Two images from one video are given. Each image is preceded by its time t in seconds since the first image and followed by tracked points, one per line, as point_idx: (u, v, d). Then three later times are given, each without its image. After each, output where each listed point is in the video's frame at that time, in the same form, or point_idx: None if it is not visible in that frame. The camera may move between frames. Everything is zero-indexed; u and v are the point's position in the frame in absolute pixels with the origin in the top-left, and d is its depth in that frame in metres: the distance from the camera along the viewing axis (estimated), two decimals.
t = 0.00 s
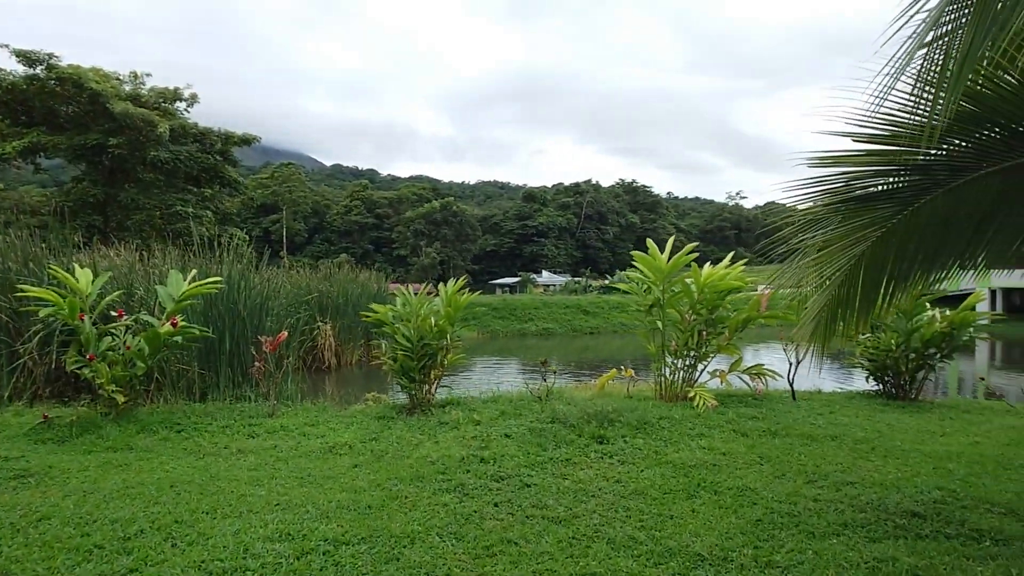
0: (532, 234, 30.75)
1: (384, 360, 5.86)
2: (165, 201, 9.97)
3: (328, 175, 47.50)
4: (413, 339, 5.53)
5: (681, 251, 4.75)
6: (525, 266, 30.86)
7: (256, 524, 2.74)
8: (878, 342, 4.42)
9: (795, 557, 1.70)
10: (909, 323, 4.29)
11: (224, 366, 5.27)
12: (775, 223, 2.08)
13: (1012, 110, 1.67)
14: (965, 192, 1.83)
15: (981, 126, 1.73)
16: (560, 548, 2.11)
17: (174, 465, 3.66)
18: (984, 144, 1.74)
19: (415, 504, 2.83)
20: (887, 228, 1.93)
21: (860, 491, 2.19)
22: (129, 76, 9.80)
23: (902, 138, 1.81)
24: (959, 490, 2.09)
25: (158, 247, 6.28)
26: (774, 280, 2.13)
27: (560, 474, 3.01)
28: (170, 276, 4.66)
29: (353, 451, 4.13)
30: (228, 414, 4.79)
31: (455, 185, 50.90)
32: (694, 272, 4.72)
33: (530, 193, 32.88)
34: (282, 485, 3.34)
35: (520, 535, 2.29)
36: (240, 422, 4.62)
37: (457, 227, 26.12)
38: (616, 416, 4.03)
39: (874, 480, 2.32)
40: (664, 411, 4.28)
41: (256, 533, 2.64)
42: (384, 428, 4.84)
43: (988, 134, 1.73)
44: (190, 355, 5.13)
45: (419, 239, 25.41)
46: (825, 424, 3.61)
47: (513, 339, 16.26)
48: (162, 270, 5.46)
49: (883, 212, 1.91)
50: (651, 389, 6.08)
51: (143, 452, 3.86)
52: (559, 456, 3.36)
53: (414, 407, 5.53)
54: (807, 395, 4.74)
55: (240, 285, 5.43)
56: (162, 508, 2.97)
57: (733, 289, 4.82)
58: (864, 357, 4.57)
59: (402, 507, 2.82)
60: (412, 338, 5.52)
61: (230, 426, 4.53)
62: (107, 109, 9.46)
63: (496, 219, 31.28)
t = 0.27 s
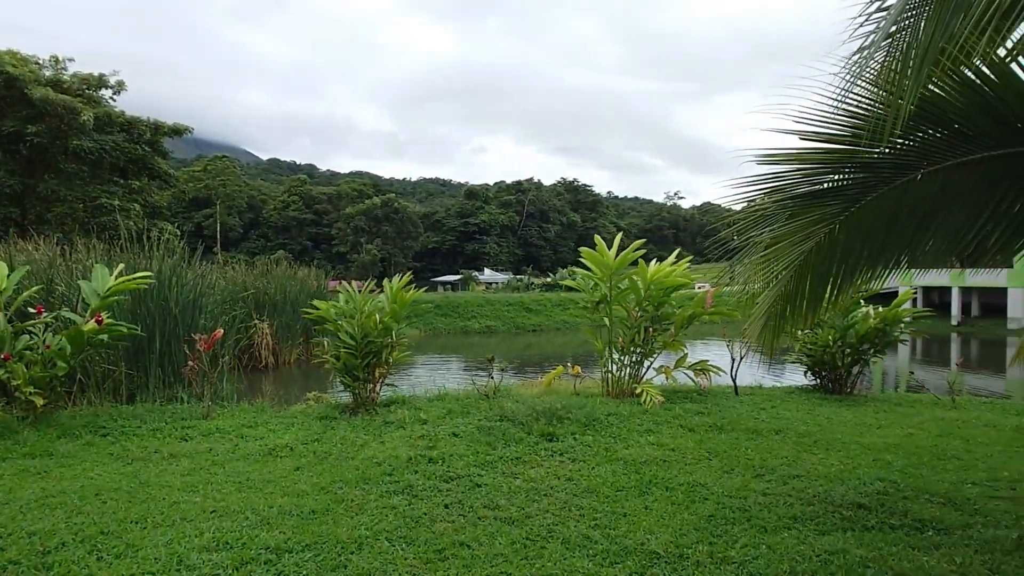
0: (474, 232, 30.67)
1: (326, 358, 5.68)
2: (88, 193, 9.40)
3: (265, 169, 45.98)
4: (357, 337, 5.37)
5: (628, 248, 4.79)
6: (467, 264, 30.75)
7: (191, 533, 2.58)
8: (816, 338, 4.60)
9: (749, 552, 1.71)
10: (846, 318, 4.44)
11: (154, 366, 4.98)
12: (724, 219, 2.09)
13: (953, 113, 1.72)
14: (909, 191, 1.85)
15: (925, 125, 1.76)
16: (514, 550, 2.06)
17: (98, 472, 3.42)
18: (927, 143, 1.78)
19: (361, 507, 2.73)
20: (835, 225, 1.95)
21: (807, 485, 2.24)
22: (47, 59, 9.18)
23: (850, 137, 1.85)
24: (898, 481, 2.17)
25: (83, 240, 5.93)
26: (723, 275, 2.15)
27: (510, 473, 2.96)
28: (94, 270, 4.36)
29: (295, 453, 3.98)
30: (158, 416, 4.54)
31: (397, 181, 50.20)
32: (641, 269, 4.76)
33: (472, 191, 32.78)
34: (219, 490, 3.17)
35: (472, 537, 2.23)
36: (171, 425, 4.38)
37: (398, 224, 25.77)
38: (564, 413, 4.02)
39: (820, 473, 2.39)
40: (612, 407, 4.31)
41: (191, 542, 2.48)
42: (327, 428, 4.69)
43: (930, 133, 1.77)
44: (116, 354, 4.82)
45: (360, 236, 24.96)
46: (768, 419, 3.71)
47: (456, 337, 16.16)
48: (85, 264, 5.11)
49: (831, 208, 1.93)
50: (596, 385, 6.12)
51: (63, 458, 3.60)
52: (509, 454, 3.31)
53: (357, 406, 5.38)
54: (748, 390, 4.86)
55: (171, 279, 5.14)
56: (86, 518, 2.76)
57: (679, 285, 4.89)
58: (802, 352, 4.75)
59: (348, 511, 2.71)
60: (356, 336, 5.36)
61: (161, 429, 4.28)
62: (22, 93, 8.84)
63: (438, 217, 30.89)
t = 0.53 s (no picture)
0: (415, 231, 30.30)
1: (264, 360, 5.45)
2: None
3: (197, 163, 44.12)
4: (297, 338, 5.16)
5: (576, 247, 4.77)
6: (409, 264, 30.37)
7: (112, 551, 2.37)
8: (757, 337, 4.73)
9: (703, 555, 1.69)
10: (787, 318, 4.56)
11: (77, 369, 4.66)
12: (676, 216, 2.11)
13: (899, 115, 1.73)
14: (856, 192, 1.86)
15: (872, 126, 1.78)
16: (465, 559, 1.97)
17: (8, 486, 3.14)
18: (873, 144, 1.80)
19: (302, 517, 2.59)
20: (784, 225, 1.97)
21: (755, 484, 2.26)
22: None
23: (799, 137, 1.87)
24: (841, 479, 2.22)
25: None
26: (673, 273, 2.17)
27: (459, 477, 2.88)
28: (7, 267, 4.03)
29: (230, 460, 3.77)
30: (79, 423, 4.22)
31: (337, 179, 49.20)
32: (589, 269, 4.76)
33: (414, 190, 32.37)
34: (146, 503, 2.96)
35: (421, 546, 2.13)
36: (93, 432, 4.10)
37: (338, 223, 25.18)
38: (512, 415, 3.97)
39: (767, 472, 2.42)
40: (560, 408, 4.28)
41: (112, 562, 2.28)
42: (265, 434, 4.48)
43: (876, 135, 1.78)
44: (33, 357, 4.49)
45: (299, 235, 24.27)
46: (713, 418, 3.76)
47: (398, 338, 15.90)
48: None
49: (781, 208, 1.96)
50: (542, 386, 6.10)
51: None
52: (457, 457, 3.22)
53: (297, 410, 5.18)
54: (693, 390, 4.94)
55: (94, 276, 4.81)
56: None
57: (626, 285, 4.92)
58: (744, 351, 4.87)
59: (288, 521, 2.57)
60: (296, 337, 5.15)
61: (81, 438, 3.99)
62: None
63: (380, 216, 30.37)
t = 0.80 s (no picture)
0: (363, 230, 29.79)
1: (205, 363, 5.20)
2: None
3: (131, 157, 42.19)
4: (240, 341, 4.94)
5: (529, 246, 4.72)
6: (356, 263, 29.85)
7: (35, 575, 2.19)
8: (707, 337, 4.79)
9: (664, 560, 1.67)
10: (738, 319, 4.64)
11: None
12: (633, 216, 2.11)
13: (851, 116, 1.75)
14: (811, 193, 1.88)
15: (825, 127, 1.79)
16: (420, 570, 1.90)
17: None
18: (826, 145, 1.81)
19: (246, 531, 2.46)
20: (740, 226, 1.98)
21: (711, 484, 2.27)
22: None
23: (754, 137, 1.87)
24: (794, 479, 2.25)
25: None
26: (630, 274, 2.17)
27: (413, 483, 2.79)
28: None
29: (167, 471, 3.57)
30: None
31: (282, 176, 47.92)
32: (542, 268, 4.72)
33: (362, 188, 31.83)
34: (74, 519, 2.76)
35: (373, 557, 2.05)
36: (16, 443, 3.82)
37: (282, 221, 24.49)
38: (466, 417, 3.90)
39: (722, 472, 2.44)
40: (514, 410, 4.24)
41: None
42: (206, 442, 4.27)
43: (830, 137, 1.80)
44: None
45: (241, 233, 23.50)
46: (666, 418, 3.79)
47: (345, 338, 15.58)
48: None
49: (738, 208, 1.96)
50: (495, 387, 6.05)
51: None
52: (409, 463, 3.13)
53: (241, 416, 4.97)
54: (644, 389, 4.97)
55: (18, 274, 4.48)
56: None
57: (579, 285, 4.91)
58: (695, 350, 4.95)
59: (231, 535, 2.43)
60: (239, 339, 4.93)
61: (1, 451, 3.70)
62: None
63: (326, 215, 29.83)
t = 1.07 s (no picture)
0: (317, 228, 29.22)
1: (152, 365, 4.98)
2: None
3: (71, 149, 40.46)
4: (190, 341, 4.74)
5: (490, 244, 4.65)
6: (310, 262, 29.27)
7: None
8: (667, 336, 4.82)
9: (634, 562, 1.66)
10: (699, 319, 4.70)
11: None
12: (599, 214, 2.09)
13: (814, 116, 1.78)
14: (777, 192, 1.89)
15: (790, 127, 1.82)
16: None
17: None
18: (792, 144, 1.83)
19: (198, 541, 2.34)
20: (707, 225, 1.98)
21: (677, 484, 2.27)
22: None
23: (721, 135, 1.88)
24: (757, 477, 2.28)
25: None
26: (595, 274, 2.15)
27: (373, 488, 2.72)
28: None
29: (112, 479, 3.39)
30: None
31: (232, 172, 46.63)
32: (504, 267, 4.67)
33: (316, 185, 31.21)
34: (8, 533, 2.59)
35: (334, 565, 1.97)
36: None
37: (233, 218, 23.81)
38: (427, 419, 3.83)
39: (686, 472, 2.45)
40: (476, 410, 4.18)
41: None
42: (153, 447, 4.09)
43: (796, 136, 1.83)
44: None
45: (190, 230, 22.73)
46: (629, 417, 3.80)
47: (298, 338, 15.24)
48: None
49: (704, 207, 1.97)
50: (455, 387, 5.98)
51: None
52: (369, 466, 3.04)
53: (191, 419, 4.78)
54: (605, 388, 4.99)
55: None
56: None
57: (541, 283, 4.89)
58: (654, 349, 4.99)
59: (181, 547, 2.31)
60: (189, 340, 4.74)
61: None
62: None
63: (278, 212, 29.30)
